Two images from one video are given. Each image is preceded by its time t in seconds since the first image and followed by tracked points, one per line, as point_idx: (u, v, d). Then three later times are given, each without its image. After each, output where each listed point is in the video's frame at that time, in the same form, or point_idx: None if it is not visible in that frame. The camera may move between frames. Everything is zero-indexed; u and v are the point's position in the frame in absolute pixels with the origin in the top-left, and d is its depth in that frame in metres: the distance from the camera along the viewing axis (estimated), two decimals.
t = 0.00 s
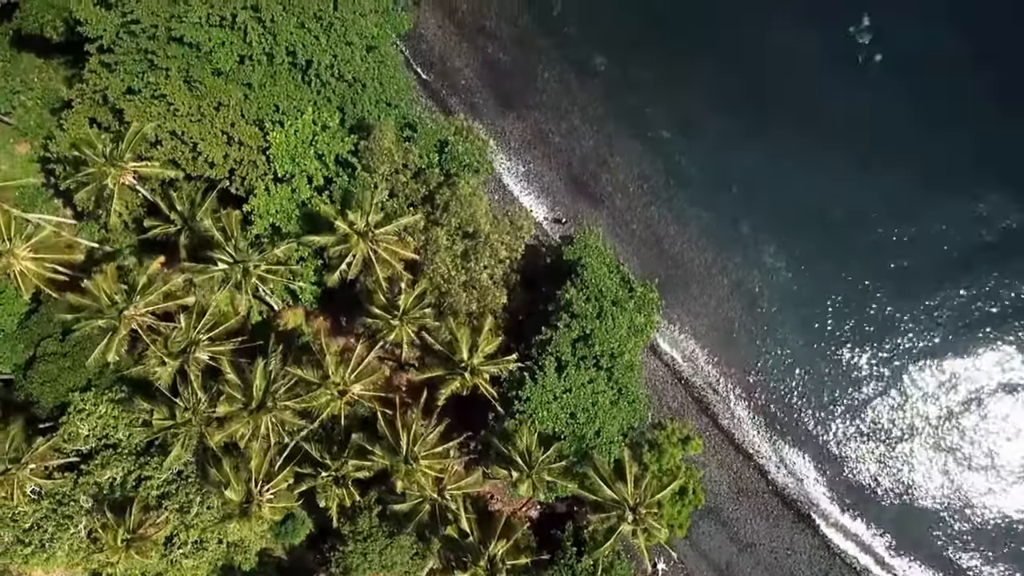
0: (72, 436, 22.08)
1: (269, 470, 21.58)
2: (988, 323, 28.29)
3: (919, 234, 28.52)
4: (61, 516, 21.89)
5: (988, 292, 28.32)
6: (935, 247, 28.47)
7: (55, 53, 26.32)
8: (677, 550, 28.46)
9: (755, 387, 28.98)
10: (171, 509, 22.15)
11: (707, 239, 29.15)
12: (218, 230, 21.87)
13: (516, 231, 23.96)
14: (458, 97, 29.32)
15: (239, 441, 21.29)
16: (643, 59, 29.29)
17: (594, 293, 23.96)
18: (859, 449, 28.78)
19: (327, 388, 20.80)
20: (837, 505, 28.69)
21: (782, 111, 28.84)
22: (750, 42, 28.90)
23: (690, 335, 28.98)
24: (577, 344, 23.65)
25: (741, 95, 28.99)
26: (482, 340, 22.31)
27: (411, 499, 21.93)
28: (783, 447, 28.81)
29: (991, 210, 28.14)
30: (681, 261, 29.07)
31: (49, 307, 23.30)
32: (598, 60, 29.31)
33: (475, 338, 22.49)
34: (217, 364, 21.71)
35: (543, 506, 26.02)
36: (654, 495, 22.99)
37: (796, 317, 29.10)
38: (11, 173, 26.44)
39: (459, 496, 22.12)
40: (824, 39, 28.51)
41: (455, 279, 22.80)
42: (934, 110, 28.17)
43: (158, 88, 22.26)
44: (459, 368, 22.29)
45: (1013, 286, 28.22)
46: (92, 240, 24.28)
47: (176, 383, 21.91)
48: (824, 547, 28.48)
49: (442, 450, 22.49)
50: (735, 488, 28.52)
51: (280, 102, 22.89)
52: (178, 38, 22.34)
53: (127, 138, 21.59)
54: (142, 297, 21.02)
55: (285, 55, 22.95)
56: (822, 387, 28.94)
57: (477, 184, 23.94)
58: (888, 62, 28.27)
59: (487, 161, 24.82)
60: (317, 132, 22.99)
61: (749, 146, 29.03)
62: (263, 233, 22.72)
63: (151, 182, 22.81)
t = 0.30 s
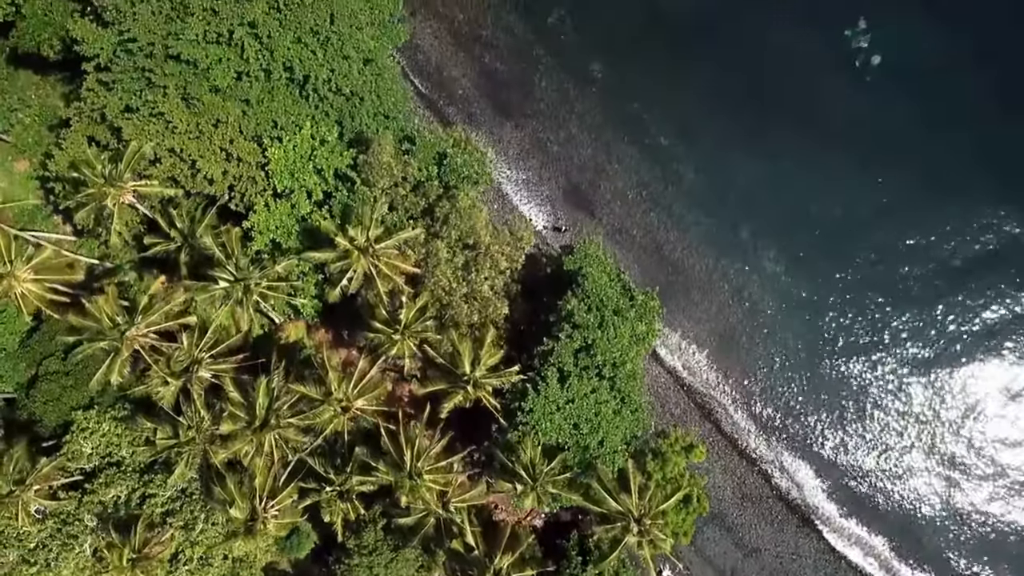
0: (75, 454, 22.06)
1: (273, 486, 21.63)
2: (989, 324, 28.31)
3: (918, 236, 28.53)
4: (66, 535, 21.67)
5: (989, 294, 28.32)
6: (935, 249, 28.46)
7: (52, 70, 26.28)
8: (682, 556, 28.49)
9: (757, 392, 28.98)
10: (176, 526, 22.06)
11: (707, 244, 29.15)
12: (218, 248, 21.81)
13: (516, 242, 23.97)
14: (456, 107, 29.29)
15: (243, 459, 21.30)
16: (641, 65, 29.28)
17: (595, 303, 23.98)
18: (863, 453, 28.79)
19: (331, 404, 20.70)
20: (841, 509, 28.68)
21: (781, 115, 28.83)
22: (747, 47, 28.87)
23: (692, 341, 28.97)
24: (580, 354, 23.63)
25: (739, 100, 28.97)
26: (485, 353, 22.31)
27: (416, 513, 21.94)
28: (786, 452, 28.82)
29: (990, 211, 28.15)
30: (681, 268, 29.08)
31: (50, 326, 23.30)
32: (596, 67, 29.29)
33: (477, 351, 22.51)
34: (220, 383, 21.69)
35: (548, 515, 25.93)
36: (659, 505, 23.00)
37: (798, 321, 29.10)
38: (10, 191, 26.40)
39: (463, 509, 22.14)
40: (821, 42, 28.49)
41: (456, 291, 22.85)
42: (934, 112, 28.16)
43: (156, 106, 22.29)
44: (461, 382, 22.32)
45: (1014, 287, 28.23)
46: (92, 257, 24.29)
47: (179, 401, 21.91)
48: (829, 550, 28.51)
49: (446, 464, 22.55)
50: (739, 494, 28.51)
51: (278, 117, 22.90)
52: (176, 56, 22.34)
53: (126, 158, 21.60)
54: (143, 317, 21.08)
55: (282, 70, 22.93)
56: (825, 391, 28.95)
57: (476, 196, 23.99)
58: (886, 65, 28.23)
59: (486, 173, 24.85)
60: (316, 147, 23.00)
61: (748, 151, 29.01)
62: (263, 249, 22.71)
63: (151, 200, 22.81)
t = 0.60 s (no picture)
0: (79, 472, 22.02)
1: (278, 503, 21.61)
2: (991, 325, 28.29)
3: (917, 238, 28.54)
4: (71, 555, 21.76)
5: (991, 296, 28.31)
6: (934, 251, 28.47)
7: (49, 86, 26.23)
8: (687, 563, 28.51)
9: (760, 397, 28.98)
10: (181, 543, 22.00)
11: (707, 250, 29.16)
12: (219, 265, 21.81)
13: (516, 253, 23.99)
14: (454, 117, 29.24)
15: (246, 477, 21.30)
16: (638, 72, 29.26)
17: (596, 313, 23.97)
18: (867, 456, 28.80)
19: (334, 420, 20.72)
20: (846, 512, 28.69)
21: (779, 119, 28.79)
22: (744, 51, 28.83)
23: (694, 348, 28.97)
24: (582, 364, 23.64)
25: (737, 105, 28.94)
26: (487, 366, 22.28)
27: (421, 527, 21.87)
28: (790, 456, 28.83)
29: (990, 212, 28.13)
30: (682, 274, 29.09)
31: (51, 345, 23.32)
32: (593, 74, 29.27)
33: (479, 364, 22.51)
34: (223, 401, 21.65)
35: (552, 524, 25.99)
36: (663, 515, 22.98)
37: (799, 325, 29.10)
38: (10, 210, 26.38)
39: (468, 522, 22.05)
40: (818, 46, 28.46)
41: (457, 303, 22.93)
42: (933, 114, 28.14)
43: (154, 124, 22.33)
44: (464, 396, 22.23)
45: (1015, 287, 28.21)
46: (92, 273, 24.43)
47: (182, 420, 21.90)
48: (834, 555, 28.53)
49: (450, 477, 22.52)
50: (743, 499, 28.54)
51: (277, 133, 22.92)
52: (174, 74, 22.36)
53: (126, 178, 21.62)
54: (145, 337, 21.05)
55: (280, 86, 22.94)
56: (827, 395, 28.95)
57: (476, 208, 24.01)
58: (884, 68, 28.20)
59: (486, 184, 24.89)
60: (315, 162, 23.03)
61: (746, 156, 28.99)
62: (264, 265, 22.70)
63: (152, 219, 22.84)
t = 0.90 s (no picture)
0: (83, 491, 21.96)
1: (282, 520, 21.56)
2: (992, 326, 28.28)
3: (917, 242, 28.57)
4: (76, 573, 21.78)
5: (992, 298, 28.30)
6: (935, 254, 28.49)
7: (46, 103, 26.16)
8: (693, 569, 28.52)
9: (762, 402, 28.98)
10: (185, 560, 21.91)
11: (707, 256, 29.17)
12: (221, 283, 21.78)
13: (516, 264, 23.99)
14: (453, 127, 29.22)
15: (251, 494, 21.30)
16: (635, 79, 29.21)
17: (598, 323, 23.96)
18: (870, 459, 28.81)
19: (338, 436, 20.71)
20: (850, 517, 28.69)
21: (778, 125, 28.78)
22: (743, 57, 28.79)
23: (696, 354, 28.97)
24: (584, 375, 23.65)
25: (736, 111, 28.92)
26: (489, 379, 22.30)
27: (426, 541, 21.72)
28: (793, 461, 28.84)
29: (989, 214, 28.16)
30: (682, 281, 29.09)
31: (54, 362, 23.38)
32: (590, 82, 29.26)
33: (482, 378, 22.53)
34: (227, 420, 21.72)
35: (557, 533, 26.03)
36: (668, 526, 22.96)
37: (801, 330, 29.10)
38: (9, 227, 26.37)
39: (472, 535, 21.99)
40: (816, 51, 28.42)
41: (458, 316, 22.91)
42: (933, 116, 28.13)
43: (153, 142, 22.33)
44: (467, 410, 22.26)
45: (1016, 290, 28.20)
46: (94, 289, 24.39)
47: (185, 439, 21.95)
48: (840, 559, 28.51)
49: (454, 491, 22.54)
50: (748, 505, 28.56)
51: (276, 149, 22.93)
52: (172, 91, 22.36)
53: (126, 197, 21.61)
54: (148, 358, 21.01)
55: (278, 101, 22.93)
56: (830, 399, 28.95)
57: (476, 220, 24.00)
58: (882, 72, 28.20)
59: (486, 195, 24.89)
60: (315, 177, 23.06)
61: (746, 162, 28.99)
62: (265, 282, 22.70)
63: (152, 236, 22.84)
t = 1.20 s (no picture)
0: (87, 509, 21.92)
1: (286, 536, 21.55)
2: (993, 329, 28.29)
3: (918, 245, 28.55)
4: None
5: (993, 301, 28.29)
6: (936, 257, 28.48)
7: (45, 120, 26.12)
8: None
9: (764, 408, 28.97)
10: None
11: (707, 263, 29.16)
12: (222, 301, 21.77)
13: (517, 275, 23.97)
14: (452, 138, 29.20)
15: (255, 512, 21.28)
16: (633, 87, 29.18)
17: (599, 334, 23.95)
18: (873, 464, 28.80)
19: (341, 452, 20.66)
20: (855, 522, 28.69)
21: (777, 131, 28.76)
22: (740, 64, 28.74)
23: (698, 361, 28.96)
24: (587, 386, 23.67)
25: (734, 118, 28.87)
26: (492, 393, 22.23)
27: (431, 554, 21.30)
28: (796, 467, 28.84)
29: (989, 216, 28.15)
30: (683, 288, 29.07)
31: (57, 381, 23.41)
32: (588, 91, 29.24)
33: (484, 392, 22.45)
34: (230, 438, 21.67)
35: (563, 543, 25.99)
36: (673, 537, 22.84)
37: (802, 336, 29.10)
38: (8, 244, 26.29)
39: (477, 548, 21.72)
40: (814, 57, 28.40)
41: (459, 328, 22.96)
42: (932, 120, 28.12)
43: (153, 160, 22.37)
44: (470, 424, 22.16)
45: (1017, 292, 28.20)
46: (95, 304, 24.98)
47: (189, 457, 22.01)
48: (844, 564, 28.52)
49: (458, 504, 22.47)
50: (752, 511, 28.56)
51: (276, 165, 22.95)
52: (170, 109, 22.34)
53: (126, 216, 21.58)
54: (150, 379, 20.98)
55: (277, 117, 22.93)
56: (832, 404, 28.94)
57: (476, 232, 24.00)
58: (879, 77, 28.18)
59: (486, 207, 24.83)
60: (314, 192, 23.11)
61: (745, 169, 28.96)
62: (266, 298, 22.72)
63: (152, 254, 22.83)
